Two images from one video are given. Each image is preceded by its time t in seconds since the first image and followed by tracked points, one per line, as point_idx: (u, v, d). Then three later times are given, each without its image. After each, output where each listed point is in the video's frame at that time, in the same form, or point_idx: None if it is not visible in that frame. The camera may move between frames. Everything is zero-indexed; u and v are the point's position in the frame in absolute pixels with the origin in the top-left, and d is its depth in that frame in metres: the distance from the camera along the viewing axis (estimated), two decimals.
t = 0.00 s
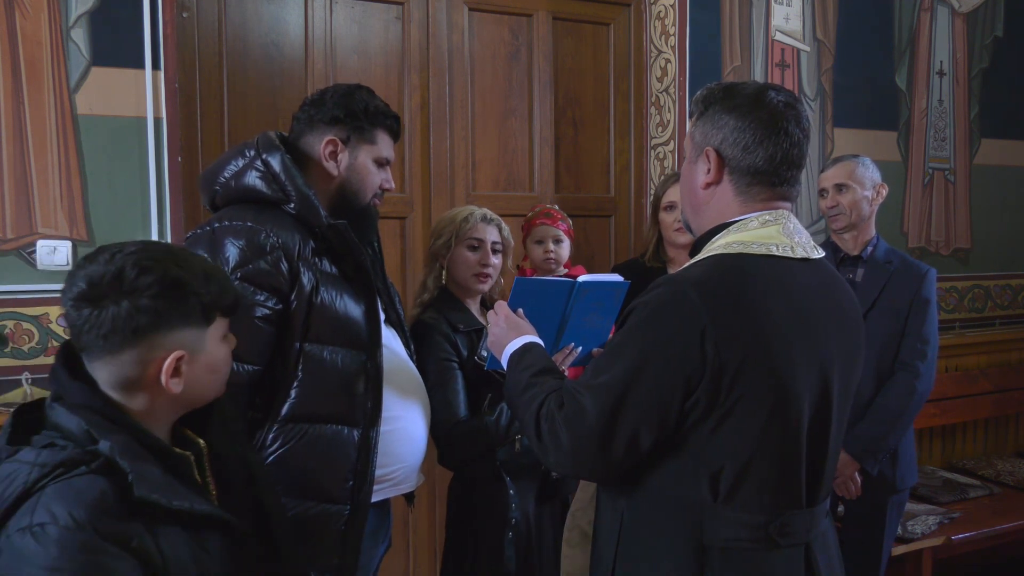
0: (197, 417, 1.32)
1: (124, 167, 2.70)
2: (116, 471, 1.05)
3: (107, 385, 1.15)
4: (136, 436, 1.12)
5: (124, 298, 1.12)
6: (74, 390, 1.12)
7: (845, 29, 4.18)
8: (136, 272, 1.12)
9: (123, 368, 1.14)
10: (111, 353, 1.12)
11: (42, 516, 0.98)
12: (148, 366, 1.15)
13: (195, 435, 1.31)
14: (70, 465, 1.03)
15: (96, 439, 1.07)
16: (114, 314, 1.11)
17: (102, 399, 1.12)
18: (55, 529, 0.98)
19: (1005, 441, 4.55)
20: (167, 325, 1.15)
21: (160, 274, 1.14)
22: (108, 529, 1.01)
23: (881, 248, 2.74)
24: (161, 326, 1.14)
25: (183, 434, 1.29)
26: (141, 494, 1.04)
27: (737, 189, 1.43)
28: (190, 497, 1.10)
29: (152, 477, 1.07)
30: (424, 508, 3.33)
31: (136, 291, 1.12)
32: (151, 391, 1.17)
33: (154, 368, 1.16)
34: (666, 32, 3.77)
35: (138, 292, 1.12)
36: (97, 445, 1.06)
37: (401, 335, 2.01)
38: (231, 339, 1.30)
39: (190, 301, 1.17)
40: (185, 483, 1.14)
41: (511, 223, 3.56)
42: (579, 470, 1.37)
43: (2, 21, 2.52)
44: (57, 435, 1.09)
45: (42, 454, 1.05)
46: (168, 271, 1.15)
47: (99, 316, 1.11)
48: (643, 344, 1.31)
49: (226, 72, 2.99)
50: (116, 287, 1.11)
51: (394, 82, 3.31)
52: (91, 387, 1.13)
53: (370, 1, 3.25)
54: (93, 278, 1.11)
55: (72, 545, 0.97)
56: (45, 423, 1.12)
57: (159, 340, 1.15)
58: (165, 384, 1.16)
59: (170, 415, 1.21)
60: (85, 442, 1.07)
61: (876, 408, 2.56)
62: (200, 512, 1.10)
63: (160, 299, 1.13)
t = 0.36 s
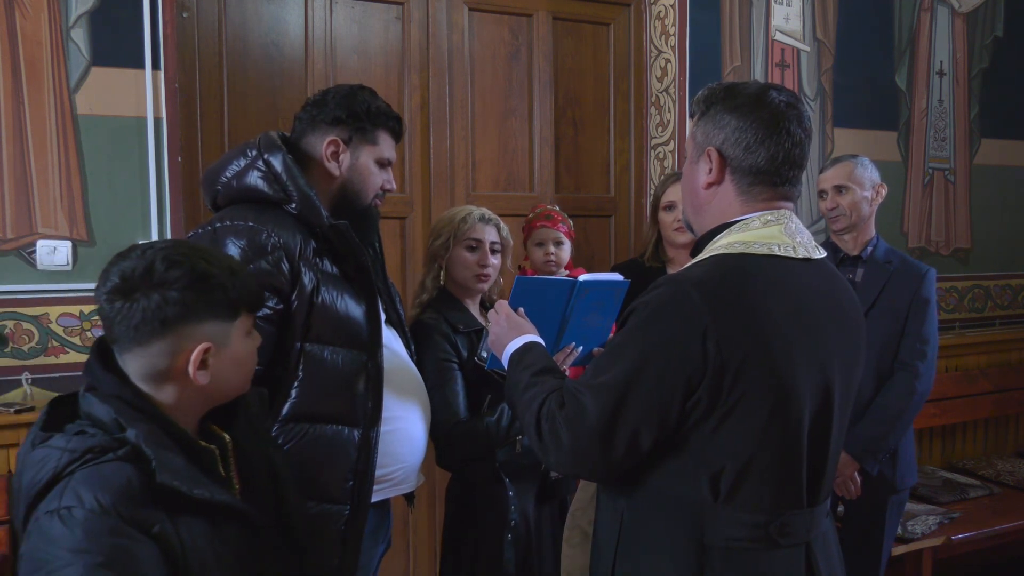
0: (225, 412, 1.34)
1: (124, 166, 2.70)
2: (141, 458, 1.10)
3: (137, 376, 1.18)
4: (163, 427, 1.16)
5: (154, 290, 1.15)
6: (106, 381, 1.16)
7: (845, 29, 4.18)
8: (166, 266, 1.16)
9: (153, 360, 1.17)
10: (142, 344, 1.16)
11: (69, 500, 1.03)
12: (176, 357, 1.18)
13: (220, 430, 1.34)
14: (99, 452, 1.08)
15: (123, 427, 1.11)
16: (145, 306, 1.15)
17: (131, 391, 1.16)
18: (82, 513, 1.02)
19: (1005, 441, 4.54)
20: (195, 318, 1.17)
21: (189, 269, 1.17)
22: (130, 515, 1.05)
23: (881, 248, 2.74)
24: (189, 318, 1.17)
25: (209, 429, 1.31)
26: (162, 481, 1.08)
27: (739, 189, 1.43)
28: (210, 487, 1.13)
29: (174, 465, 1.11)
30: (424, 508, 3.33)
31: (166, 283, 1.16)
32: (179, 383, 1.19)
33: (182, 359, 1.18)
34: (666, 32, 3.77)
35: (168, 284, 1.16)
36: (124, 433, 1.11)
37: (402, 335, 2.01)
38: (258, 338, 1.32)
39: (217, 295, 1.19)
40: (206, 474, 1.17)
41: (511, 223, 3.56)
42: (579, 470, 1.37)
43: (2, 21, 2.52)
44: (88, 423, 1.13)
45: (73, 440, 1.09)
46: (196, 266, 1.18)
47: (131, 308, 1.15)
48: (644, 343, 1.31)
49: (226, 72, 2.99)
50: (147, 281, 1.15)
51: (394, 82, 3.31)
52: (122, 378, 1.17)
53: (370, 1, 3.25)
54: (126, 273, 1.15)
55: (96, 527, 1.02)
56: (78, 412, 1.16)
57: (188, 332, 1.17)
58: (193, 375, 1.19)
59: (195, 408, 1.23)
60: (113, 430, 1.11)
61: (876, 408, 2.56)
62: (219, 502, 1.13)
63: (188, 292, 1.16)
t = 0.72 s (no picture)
0: (244, 409, 1.34)
1: (124, 166, 2.70)
2: (161, 453, 1.10)
3: (159, 373, 1.18)
4: (184, 423, 1.17)
5: (174, 289, 1.15)
6: (129, 379, 1.17)
7: (845, 29, 4.19)
8: (185, 266, 1.16)
9: (173, 356, 1.16)
10: (162, 341, 1.15)
11: (93, 493, 1.03)
12: (196, 354, 1.17)
13: (239, 427, 1.33)
14: (121, 447, 1.08)
15: (145, 424, 1.12)
16: (165, 305, 1.14)
17: (154, 389, 1.17)
18: (104, 505, 1.02)
19: (1005, 441, 4.54)
20: (215, 315, 1.16)
21: (208, 267, 1.17)
22: (151, 507, 1.05)
23: (881, 248, 2.74)
24: (208, 316, 1.16)
25: (230, 425, 1.31)
26: (182, 472, 1.08)
27: (740, 189, 1.43)
28: (228, 480, 1.14)
29: (193, 458, 1.11)
30: (424, 508, 3.33)
31: (185, 282, 1.15)
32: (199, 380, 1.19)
33: (202, 356, 1.17)
34: (666, 32, 3.77)
35: (187, 283, 1.15)
36: (146, 428, 1.12)
37: (402, 336, 2.01)
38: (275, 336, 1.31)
39: (236, 293, 1.19)
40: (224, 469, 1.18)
41: (511, 223, 3.55)
42: (580, 471, 1.37)
43: (2, 21, 2.52)
44: (111, 420, 1.14)
45: (95, 437, 1.10)
46: (215, 265, 1.18)
47: (151, 307, 1.14)
48: (646, 344, 1.31)
49: (226, 72, 2.99)
50: (167, 281, 1.15)
51: (394, 82, 3.31)
52: (146, 377, 1.18)
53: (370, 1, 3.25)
54: (146, 272, 1.15)
55: (119, 520, 1.02)
56: (103, 411, 1.18)
57: (207, 329, 1.16)
58: (212, 371, 1.18)
59: (216, 407, 1.23)
60: (135, 426, 1.12)
61: (876, 408, 2.56)
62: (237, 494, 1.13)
63: (207, 290, 1.15)
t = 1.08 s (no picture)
0: (255, 405, 1.35)
1: (123, 166, 2.69)
2: (178, 448, 1.10)
3: (175, 369, 1.18)
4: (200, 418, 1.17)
5: (194, 285, 1.15)
6: (145, 375, 1.17)
7: (845, 30, 4.19)
8: (205, 262, 1.16)
9: (191, 351, 1.16)
10: (181, 335, 1.15)
11: (111, 487, 1.04)
12: (214, 349, 1.17)
13: (253, 423, 1.35)
14: (138, 442, 1.08)
15: (162, 419, 1.12)
16: (185, 300, 1.14)
17: (169, 384, 1.17)
18: (123, 498, 1.03)
19: (1005, 441, 4.54)
20: (234, 310, 1.17)
21: (227, 264, 1.17)
22: (169, 501, 1.05)
23: (882, 248, 2.74)
24: (227, 311, 1.16)
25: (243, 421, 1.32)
26: (200, 465, 1.09)
27: (740, 189, 1.43)
28: (244, 474, 1.14)
29: (210, 452, 1.12)
30: (424, 508, 3.33)
31: (205, 278, 1.15)
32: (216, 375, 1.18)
33: (220, 351, 1.17)
34: (666, 32, 3.77)
35: (207, 278, 1.15)
36: (163, 423, 1.12)
37: (401, 336, 2.01)
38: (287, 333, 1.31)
39: (254, 290, 1.19)
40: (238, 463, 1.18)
41: (510, 223, 3.55)
42: (580, 472, 1.37)
43: (2, 21, 2.52)
44: (128, 416, 1.14)
45: (113, 432, 1.10)
46: (234, 261, 1.18)
47: (171, 302, 1.14)
48: (646, 345, 1.31)
49: (226, 72, 2.99)
50: (187, 276, 1.15)
51: (394, 82, 3.31)
52: (160, 373, 1.18)
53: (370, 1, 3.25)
54: (166, 268, 1.15)
55: (138, 513, 1.02)
56: (119, 407, 1.17)
57: (225, 325, 1.16)
58: (229, 366, 1.18)
59: (230, 403, 1.23)
60: (152, 421, 1.12)
61: (876, 408, 2.56)
62: (253, 488, 1.14)
63: (227, 286, 1.16)
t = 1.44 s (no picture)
0: (259, 404, 1.35)
1: (123, 167, 2.69)
2: (188, 446, 1.10)
3: (181, 368, 1.17)
4: (207, 417, 1.17)
5: (201, 283, 1.15)
6: (150, 375, 1.17)
7: (845, 29, 4.19)
8: (211, 261, 1.16)
9: (198, 349, 1.16)
10: (188, 334, 1.15)
11: (121, 486, 1.03)
12: (220, 347, 1.17)
13: (257, 421, 1.34)
14: (147, 441, 1.08)
15: (170, 417, 1.12)
16: (192, 298, 1.14)
17: (175, 382, 1.17)
18: (134, 496, 1.02)
19: (1005, 441, 4.54)
20: (240, 308, 1.17)
21: (234, 262, 1.17)
22: (179, 499, 1.05)
23: (882, 248, 2.74)
24: (234, 310, 1.16)
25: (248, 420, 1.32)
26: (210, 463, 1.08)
27: (740, 189, 1.43)
28: (253, 472, 1.14)
29: (220, 449, 1.11)
30: (424, 508, 3.33)
31: (211, 276, 1.15)
32: (223, 374, 1.18)
33: (226, 349, 1.17)
34: (666, 32, 3.77)
35: (213, 277, 1.15)
36: (171, 422, 1.12)
37: (400, 336, 2.01)
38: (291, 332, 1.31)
39: (260, 289, 1.19)
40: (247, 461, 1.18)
41: (510, 223, 3.55)
42: (580, 472, 1.37)
43: (2, 20, 2.52)
44: (135, 416, 1.14)
45: (122, 431, 1.10)
46: (239, 260, 1.18)
47: (178, 300, 1.14)
48: (647, 345, 1.31)
49: (226, 72, 2.99)
50: (194, 275, 1.15)
51: (394, 82, 3.31)
52: (166, 373, 1.18)
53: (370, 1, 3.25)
54: (173, 267, 1.15)
55: (149, 511, 1.02)
56: (125, 408, 1.17)
57: (231, 323, 1.17)
58: (235, 365, 1.18)
59: (236, 402, 1.23)
60: (161, 420, 1.12)
61: (876, 407, 2.56)
62: (262, 485, 1.13)
63: (234, 284, 1.16)
